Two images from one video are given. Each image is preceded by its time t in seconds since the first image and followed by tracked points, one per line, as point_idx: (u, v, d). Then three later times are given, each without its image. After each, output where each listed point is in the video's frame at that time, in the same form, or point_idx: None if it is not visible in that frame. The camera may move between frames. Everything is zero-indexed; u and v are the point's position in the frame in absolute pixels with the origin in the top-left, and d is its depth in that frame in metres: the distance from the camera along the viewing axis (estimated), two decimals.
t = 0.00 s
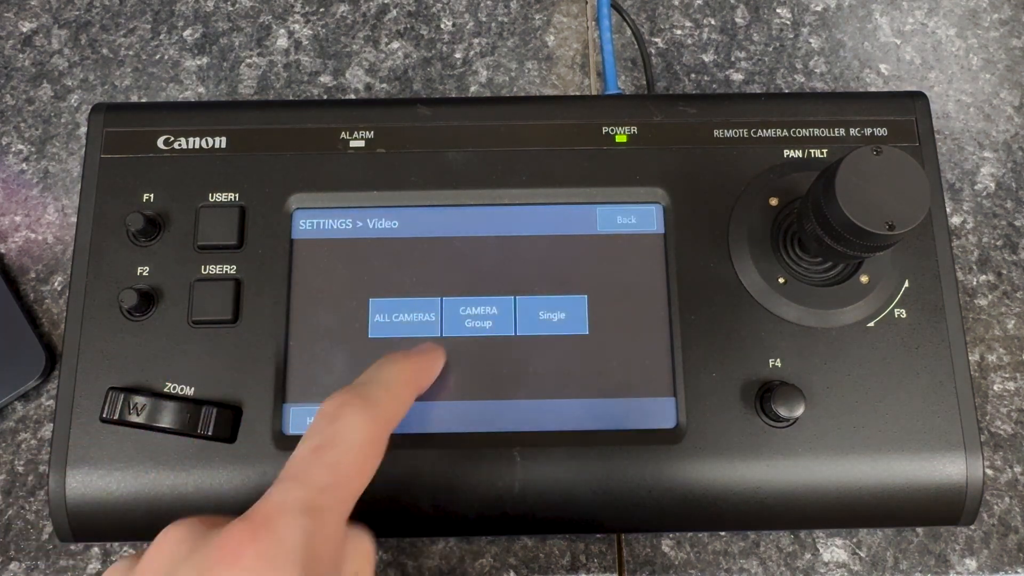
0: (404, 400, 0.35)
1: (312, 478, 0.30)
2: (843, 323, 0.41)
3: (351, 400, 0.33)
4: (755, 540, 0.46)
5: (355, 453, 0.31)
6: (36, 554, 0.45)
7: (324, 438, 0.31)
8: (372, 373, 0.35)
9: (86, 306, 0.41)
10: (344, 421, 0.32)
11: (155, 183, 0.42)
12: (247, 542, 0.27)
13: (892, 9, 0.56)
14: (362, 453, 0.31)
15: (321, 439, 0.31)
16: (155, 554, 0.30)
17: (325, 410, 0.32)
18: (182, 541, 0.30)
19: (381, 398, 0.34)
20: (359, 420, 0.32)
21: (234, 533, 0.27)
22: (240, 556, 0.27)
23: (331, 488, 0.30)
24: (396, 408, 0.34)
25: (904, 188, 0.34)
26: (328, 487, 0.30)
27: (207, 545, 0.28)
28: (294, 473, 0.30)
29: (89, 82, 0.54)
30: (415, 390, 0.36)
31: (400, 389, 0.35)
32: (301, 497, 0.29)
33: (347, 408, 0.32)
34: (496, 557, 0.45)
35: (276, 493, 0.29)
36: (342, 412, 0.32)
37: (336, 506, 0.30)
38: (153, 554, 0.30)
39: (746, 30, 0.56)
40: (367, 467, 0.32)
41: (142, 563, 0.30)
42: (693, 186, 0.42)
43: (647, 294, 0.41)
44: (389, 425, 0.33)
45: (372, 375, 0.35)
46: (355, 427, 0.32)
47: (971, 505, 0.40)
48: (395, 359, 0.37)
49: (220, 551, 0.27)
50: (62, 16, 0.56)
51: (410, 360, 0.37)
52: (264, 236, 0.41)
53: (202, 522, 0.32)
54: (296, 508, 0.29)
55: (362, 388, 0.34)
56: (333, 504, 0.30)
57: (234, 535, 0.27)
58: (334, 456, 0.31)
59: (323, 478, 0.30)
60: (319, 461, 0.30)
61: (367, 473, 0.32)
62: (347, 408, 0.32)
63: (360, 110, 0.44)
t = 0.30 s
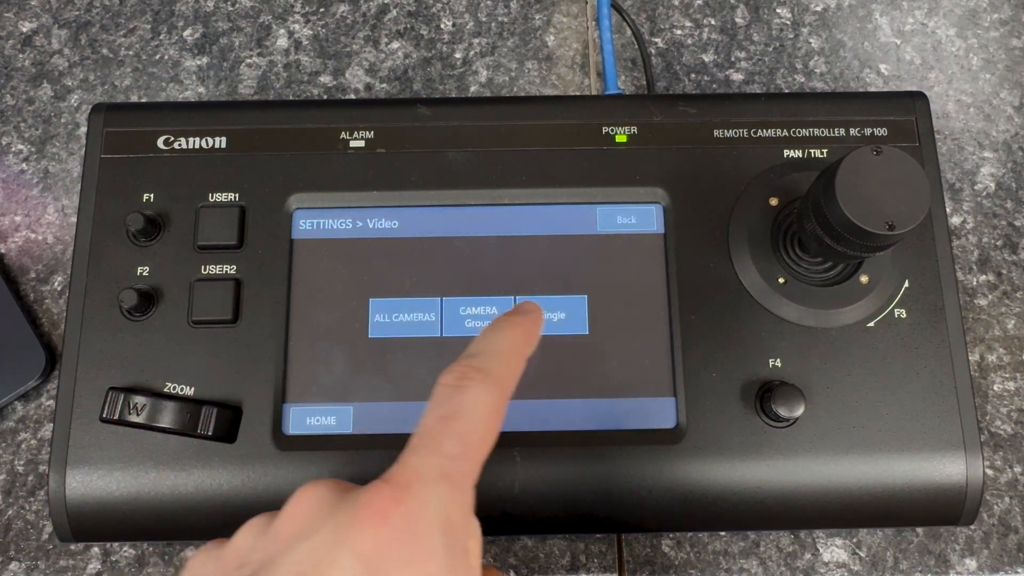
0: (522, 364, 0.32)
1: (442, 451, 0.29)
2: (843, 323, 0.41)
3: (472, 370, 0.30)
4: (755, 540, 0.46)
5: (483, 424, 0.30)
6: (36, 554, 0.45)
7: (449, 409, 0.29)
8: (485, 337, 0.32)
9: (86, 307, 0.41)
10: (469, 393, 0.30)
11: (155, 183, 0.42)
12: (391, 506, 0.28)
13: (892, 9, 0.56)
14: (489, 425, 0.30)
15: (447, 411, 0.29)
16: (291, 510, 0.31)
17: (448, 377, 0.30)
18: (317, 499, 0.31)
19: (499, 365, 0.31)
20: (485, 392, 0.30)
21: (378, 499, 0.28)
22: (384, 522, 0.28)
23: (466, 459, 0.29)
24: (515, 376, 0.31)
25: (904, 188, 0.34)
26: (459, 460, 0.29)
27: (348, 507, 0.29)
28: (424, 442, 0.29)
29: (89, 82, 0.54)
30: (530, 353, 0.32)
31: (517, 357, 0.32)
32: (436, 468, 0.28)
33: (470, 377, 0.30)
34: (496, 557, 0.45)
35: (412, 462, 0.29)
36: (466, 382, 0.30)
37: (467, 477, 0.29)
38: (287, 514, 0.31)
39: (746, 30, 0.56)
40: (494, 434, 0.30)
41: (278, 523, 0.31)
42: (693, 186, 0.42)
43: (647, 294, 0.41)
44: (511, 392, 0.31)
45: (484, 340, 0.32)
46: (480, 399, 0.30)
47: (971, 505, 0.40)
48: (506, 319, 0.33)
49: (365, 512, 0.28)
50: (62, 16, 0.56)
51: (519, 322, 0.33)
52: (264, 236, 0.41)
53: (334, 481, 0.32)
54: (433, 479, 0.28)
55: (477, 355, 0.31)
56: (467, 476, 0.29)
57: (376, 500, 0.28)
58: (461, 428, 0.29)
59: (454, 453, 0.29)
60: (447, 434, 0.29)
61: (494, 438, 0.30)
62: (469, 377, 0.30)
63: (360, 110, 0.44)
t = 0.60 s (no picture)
0: (544, 379, 0.34)
1: (478, 469, 0.31)
2: (843, 323, 0.41)
3: (502, 389, 0.32)
4: (755, 540, 0.46)
5: (515, 441, 0.31)
6: (36, 554, 0.45)
7: (483, 427, 0.31)
8: (509, 355, 0.34)
9: (86, 306, 0.41)
10: (501, 412, 0.31)
11: (155, 183, 0.42)
12: (434, 520, 0.30)
13: (892, 9, 0.56)
14: (520, 440, 0.32)
15: (481, 428, 0.31)
16: (330, 527, 0.32)
17: (479, 396, 0.32)
18: (357, 514, 0.32)
19: (526, 383, 0.33)
20: (515, 410, 0.32)
21: (420, 513, 0.30)
22: (427, 536, 0.30)
23: (501, 474, 0.31)
24: (540, 392, 0.33)
25: (904, 188, 0.34)
26: (494, 475, 0.31)
27: (389, 523, 0.31)
28: (459, 460, 0.31)
29: (89, 82, 0.54)
30: (552, 368, 0.34)
31: (538, 375, 0.33)
32: (474, 484, 0.30)
33: (501, 396, 0.32)
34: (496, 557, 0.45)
35: (451, 477, 0.30)
36: (497, 400, 0.32)
37: (503, 491, 0.31)
38: (326, 530, 0.32)
39: (746, 30, 0.56)
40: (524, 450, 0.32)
41: (318, 539, 0.32)
42: (693, 186, 0.42)
43: (647, 294, 0.41)
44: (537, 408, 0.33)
45: (508, 358, 0.33)
46: (511, 416, 0.31)
47: (971, 505, 0.40)
48: (527, 339, 0.34)
49: (406, 527, 0.30)
50: (62, 16, 0.56)
51: (539, 340, 0.34)
52: (264, 237, 0.41)
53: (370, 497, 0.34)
54: (471, 494, 0.30)
55: (503, 374, 0.33)
56: (501, 491, 0.31)
57: (418, 514, 0.30)
58: (494, 445, 0.31)
59: (490, 468, 0.31)
60: (482, 451, 0.31)
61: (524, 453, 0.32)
62: (499, 397, 0.32)
63: (360, 110, 0.44)
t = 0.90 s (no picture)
0: (523, 343, 0.32)
1: (453, 436, 0.29)
2: (843, 323, 0.41)
3: (478, 355, 0.31)
4: (756, 541, 0.46)
5: (492, 409, 0.30)
6: (36, 554, 0.45)
7: (459, 393, 0.30)
8: (487, 318, 0.32)
9: (86, 306, 0.41)
10: (476, 378, 0.30)
11: (155, 183, 0.42)
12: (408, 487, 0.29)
13: (892, 9, 0.56)
14: (497, 408, 0.30)
15: (456, 394, 0.30)
16: (305, 498, 0.31)
17: (455, 361, 0.31)
18: (332, 486, 0.31)
19: (503, 348, 0.31)
20: (491, 376, 0.30)
21: (393, 481, 0.29)
22: (399, 505, 0.28)
23: (476, 443, 0.30)
24: (519, 357, 0.32)
25: (904, 188, 0.34)
26: (469, 443, 0.29)
27: (363, 493, 0.29)
28: (435, 427, 0.29)
29: (89, 82, 0.54)
30: (531, 332, 0.32)
31: (518, 339, 0.32)
32: (448, 451, 0.29)
33: (478, 361, 0.30)
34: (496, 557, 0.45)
35: (426, 445, 0.29)
36: (473, 366, 0.30)
37: (478, 460, 0.30)
38: (300, 502, 0.31)
39: (746, 30, 0.56)
40: (501, 418, 0.31)
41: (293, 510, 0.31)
42: (692, 186, 0.42)
43: (647, 294, 0.41)
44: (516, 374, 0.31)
45: (487, 322, 0.32)
46: (489, 383, 0.30)
47: (971, 505, 0.40)
48: (506, 300, 0.33)
49: (379, 496, 0.29)
50: (62, 16, 0.56)
51: (519, 301, 0.32)
52: (264, 237, 0.41)
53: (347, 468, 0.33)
54: (446, 461, 0.29)
55: (482, 338, 0.31)
56: (477, 458, 0.30)
57: (391, 482, 0.29)
58: (470, 412, 0.30)
59: (464, 436, 0.29)
60: (457, 418, 0.29)
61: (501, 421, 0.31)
62: (475, 362, 0.30)
63: (360, 110, 0.44)
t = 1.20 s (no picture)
0: (551, 342, 0.33)
1: (489, 436, 0.30)
2: (843, 323, 0.41)
3: (507, 358, 0.32)
4: (756, 541, 0.46)
5: (524, 409, 0.31)
6: (36, 554, 0.45)
7: (491, 394, 0.31)
8: (512, 320, 0.33)
9: (86, 307, 0.41)
10: (508, 379, 0.31)
11: (155, 183, 0.42)
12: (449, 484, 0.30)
13: (892, 9, 0.56)
14: (530, 408, 0.31)
15: (489, 396, 0.31)
16: (345, 494, 0.32)
17: (486, 364, 0.32)
18: (371, 482, 0.32)
19: (530, 349, 0.32)
20: (523, 377, 0.31)
21: (433, 480, 0.30)
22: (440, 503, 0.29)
23: (511, 441, 0.31)
24: (548, 357, 0.32)
25: (904, 189, 0.34)
26: (505, 442, 0.31)
27: (403, 490, 0.30)
28: (470, 428, 0.31)
29: (89, 81, 0.54)
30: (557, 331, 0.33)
31: (542, 339, 0.32)
32: (484, 450, 0.30)
33: (510, 362, 0.31)
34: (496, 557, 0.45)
35: (463, 445, 0.30)
36: (504, 368, 0.31)
37: (514, 458, 0.31)
38: (342, 496, 0.32)
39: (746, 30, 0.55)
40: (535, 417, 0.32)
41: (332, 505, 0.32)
42: (692, 186, 0.42)
43: (647, 294, 0.41)
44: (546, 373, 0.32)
45: (514, 324, 0.33)
46: (520, 383, 0.31)
47: (971, 505, 0.40)
48: (527, 303, 0.33)
49: (420, 494, 0.30)
50: (62, 16, 0.56)
51: (541, 303, 0.33)
52: (264, 237, 0.41)
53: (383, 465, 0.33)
54: (484, 459, 0.30)
55: (513, 340, 0.32)
56: (512, 455, 0.31)
57: (430, 481, 0.30)
58: (503, 413, 0.31)
59: (499, 435, 0.30)
60: (492, 418, 0.30)
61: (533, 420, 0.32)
62: (505, 364, 0.31)
63: (360, 110, 0.44)
